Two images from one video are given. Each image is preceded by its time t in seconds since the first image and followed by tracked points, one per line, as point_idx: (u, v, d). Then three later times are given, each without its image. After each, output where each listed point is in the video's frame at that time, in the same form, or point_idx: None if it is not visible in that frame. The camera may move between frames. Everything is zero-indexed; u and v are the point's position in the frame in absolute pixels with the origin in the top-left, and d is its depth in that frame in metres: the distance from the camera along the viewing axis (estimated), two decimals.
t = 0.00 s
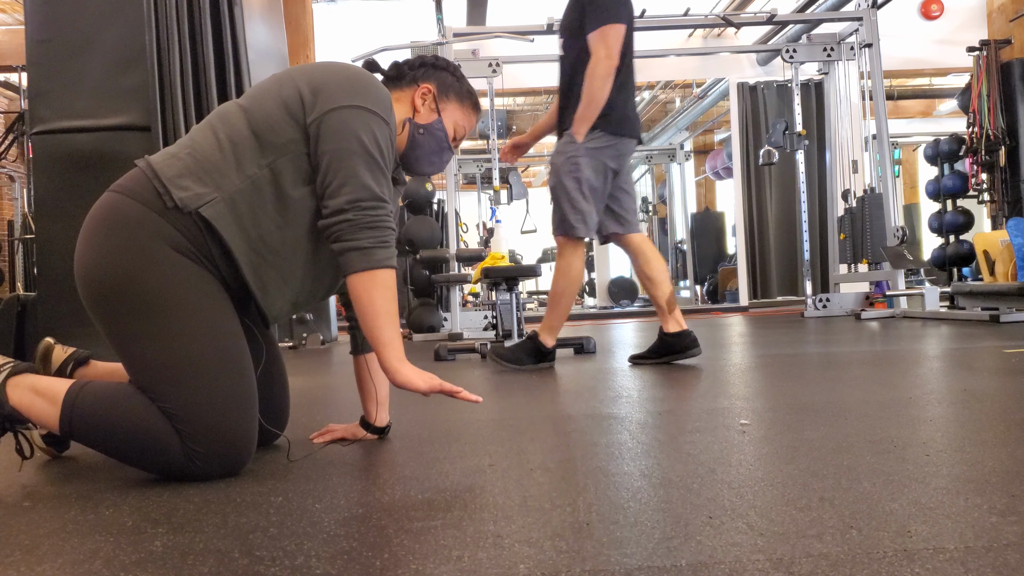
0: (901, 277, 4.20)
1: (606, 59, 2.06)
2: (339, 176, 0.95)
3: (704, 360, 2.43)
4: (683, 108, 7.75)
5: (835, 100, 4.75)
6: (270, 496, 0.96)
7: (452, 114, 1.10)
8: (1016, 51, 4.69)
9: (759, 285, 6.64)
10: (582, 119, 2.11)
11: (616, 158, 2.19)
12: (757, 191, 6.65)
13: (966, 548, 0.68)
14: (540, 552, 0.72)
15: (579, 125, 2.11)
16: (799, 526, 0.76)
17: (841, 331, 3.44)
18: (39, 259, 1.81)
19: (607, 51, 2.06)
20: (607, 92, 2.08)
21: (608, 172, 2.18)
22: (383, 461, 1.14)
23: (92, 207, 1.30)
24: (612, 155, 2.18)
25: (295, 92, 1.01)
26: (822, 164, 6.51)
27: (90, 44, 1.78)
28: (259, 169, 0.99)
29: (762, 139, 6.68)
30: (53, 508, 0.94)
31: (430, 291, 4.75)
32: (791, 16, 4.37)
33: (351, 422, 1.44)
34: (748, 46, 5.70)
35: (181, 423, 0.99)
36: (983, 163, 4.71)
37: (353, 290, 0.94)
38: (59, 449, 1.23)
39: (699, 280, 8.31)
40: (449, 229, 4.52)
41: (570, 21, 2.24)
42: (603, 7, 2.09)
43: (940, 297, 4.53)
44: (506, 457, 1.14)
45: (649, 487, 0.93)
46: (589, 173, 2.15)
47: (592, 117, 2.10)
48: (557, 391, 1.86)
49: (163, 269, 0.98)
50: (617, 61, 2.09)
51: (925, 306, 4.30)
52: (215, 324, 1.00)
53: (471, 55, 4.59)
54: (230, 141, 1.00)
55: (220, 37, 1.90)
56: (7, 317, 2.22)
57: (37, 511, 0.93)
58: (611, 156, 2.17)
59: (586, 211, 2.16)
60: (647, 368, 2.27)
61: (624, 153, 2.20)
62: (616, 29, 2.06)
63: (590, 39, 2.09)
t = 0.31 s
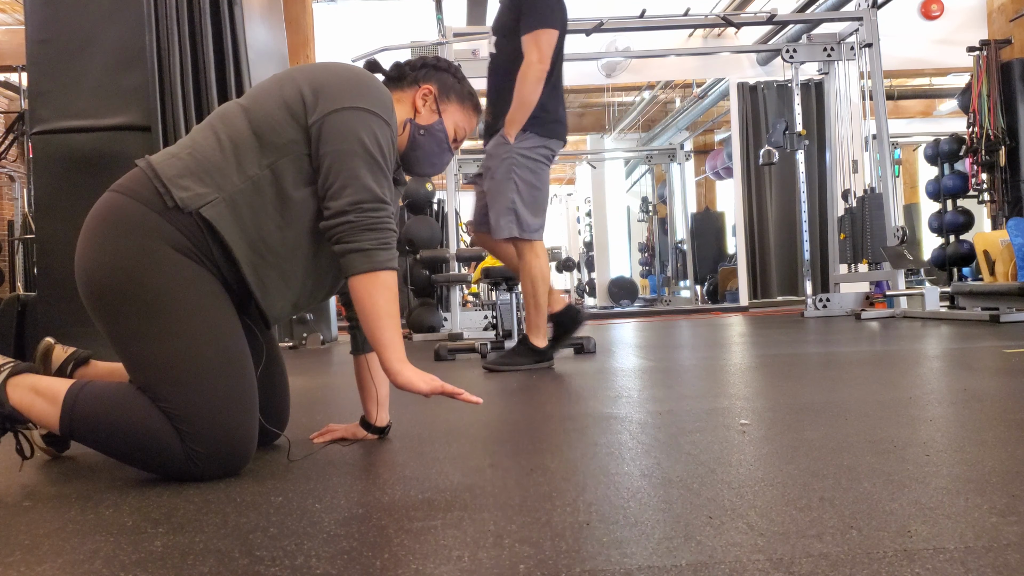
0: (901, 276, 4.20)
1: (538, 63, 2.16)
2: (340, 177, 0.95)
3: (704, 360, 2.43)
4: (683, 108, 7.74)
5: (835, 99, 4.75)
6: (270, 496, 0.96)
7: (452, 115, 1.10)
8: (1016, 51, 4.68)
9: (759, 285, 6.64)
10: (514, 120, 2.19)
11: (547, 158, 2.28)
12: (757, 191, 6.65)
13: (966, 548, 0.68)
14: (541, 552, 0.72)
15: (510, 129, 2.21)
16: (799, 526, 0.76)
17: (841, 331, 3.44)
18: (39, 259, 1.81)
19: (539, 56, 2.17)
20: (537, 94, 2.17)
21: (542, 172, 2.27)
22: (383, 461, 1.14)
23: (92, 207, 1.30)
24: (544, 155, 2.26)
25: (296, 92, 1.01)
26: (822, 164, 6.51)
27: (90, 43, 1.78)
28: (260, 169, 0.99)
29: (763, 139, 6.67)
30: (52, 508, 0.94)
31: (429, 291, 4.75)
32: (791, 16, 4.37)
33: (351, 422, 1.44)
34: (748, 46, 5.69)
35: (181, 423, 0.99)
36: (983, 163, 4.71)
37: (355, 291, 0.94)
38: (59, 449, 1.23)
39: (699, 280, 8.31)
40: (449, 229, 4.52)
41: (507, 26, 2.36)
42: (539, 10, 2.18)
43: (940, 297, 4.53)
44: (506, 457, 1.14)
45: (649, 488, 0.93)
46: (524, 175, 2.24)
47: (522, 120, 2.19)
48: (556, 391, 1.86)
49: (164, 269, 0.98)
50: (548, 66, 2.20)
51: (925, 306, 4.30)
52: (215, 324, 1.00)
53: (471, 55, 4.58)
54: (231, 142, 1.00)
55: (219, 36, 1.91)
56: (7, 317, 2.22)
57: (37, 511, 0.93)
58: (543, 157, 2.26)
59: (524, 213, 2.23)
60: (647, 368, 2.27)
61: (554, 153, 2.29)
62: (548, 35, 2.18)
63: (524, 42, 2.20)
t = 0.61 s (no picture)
0: (901, 276, 4.20)
1: (511, 64, 2.23)
2: (340, 178, 0.95)
3: (704, 360, 2.43)
4: (683, 108, 7.74)
5: (835, 99, 4.75)
6: (271, 496, 0.96)
7: (452, 115, 1.09)
8: (1016, 51, 4.68)
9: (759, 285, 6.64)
10: (491, 124, 2.20)
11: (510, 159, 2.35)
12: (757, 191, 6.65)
13: (966, 548, 0.68)
14: (540, 553, 0.72)
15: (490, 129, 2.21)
16: (799, 526, 0.76)
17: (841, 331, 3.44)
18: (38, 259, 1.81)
19: (511, 57, 2.24)
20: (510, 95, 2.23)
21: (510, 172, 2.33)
22: (383, 461, 1.14)
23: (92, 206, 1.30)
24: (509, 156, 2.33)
25: (296, 92, 1.01)
26: (822, 164, 6.51)
27: (90, 42, 1.77)
28: (259, 169, 0.99)
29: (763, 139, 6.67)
30: (53, 509, 0.94)
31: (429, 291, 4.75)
32: (791, 16, 4.37)
33: (351, 422, 1.44)
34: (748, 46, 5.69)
35: (180, 423, 0.99)
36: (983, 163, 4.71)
37: (354, 293, 0.95)
38: (59, 449, 1.23)
39: (699, 280, 8.31)
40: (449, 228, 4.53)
41: (469, 28, 2.33)
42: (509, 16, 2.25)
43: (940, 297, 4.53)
44: (506, 457, 1.14)
45: (649, 488, 0.93)
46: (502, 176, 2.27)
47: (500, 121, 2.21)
48: (556, 391, 1.86)
49: (163, 268, 0.98)
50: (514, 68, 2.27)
51: (925, 306, 4.30)
52: (215, 323, 1.00)
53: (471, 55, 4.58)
54: (230, 141, 1.00)
55: (220, 36, 1.91)
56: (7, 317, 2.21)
57: (37, 511, 0.93)
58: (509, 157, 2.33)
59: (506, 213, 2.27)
60: (647, 368, 2.27)
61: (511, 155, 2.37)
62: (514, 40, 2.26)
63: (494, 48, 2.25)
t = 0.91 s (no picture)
0: (901, 277, 4.20)
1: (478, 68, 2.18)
2: (343, 177, 0.95)
3: (704, 360, 2.43)
4: (683, 108, 7.74)
5: (835, 99, 4.75)
6: (271, 496, 0.96)
7: (451, 115, 1.09)
8: (1016, 51, 4.68)
9: (759, 285, 6.64)
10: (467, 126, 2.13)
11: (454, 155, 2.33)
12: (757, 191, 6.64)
13: (966, 548, 0.68)
14: (542, 552, 0.72)
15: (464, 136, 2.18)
16: (799, 526, 0.76)
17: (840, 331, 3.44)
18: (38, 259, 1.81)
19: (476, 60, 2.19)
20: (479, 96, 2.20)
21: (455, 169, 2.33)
22: (383, 461, 1.14)
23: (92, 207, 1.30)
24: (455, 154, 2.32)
25: (297, 92, 1.01)
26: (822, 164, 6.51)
27: (89, 42, 1.77)
28: (260, 168, 0.99)
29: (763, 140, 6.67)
30: (53, 509, 0.94)
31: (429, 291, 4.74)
32: (791, 16, 4.37)
33: (350, 422, 1.44)
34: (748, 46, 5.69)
35: (180, 423, 0.99)
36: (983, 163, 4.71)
37: (361, 290, 0.94)
38: (59, 450, 1.23)
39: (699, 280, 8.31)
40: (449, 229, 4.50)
41: (436, 29, 2.16)
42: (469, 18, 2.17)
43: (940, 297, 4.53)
44: (506, 456, 1.14)
45: (651, 487, 0.93)
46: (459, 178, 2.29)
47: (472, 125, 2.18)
48: (556, 391, 1.86)
49: (163, 268, 0.98)
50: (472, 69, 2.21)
51: (925, 306, 4.30)
52: (216, 324, 1.00)
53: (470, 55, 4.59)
54: (231, 141, 1.00)
55: (219, 37, 1.91)
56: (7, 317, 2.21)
57: (36, 511, 0.93)
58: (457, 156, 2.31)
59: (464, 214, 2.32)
60: (647, 368, 2.27)
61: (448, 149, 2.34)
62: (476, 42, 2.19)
63: (460, 50, 2.16)
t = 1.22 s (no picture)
0: (901, 277, 4.20)
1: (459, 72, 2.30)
2: (344, 177, 0.95)
3: (704, 360, 2.43)
4: (683, 108, 7.74)
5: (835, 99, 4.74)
6: (270, 496, 0.96)
7: (451, 114, 1.09)
8: (1016, 51, 4.69)
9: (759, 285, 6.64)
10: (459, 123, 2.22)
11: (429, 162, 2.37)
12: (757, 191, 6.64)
13: (967, 548, 0.68)
14: (542, 552, 0.72)
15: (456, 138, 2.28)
16: (799, 526, 0.76)
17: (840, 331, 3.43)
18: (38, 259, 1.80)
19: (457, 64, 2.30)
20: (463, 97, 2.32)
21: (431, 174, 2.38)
22: (383, 461, 1.14)
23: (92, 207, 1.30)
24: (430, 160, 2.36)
25: (298, 91, 1.01)
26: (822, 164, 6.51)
27: (89, 41, 1.77)
28: (261, 168, 0.99)
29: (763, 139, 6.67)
30: (53, 509, 0.94)
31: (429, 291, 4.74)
32: (791, 16, 4.37)
33: (350, 423, 1.43)
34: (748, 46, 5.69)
35: (181, 423, 0.99)
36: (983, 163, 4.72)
37: (361, 290, 0.95)
38: (59, 450, 1.23)
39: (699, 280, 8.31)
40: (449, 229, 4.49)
41: (424, 32, 2.25)
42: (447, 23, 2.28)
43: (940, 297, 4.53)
44: (506, 456, 1.14)
45: (651, 487, 0.93)
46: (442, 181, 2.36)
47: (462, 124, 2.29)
48: (556, 391, 1.86)
49: (164, 268, 0.98)
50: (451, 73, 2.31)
51: (925, 306, 4.30)
52: (217, 324, 1.00)
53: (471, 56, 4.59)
54: (231, 141, 1.00)
55: (219, 37, 1.91)
56: (7, 317, 2.21)
57: (36, 511, 0.93)
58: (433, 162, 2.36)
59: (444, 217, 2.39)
60: (646, 368, 2.27)
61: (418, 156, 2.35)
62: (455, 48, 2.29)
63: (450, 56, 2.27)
